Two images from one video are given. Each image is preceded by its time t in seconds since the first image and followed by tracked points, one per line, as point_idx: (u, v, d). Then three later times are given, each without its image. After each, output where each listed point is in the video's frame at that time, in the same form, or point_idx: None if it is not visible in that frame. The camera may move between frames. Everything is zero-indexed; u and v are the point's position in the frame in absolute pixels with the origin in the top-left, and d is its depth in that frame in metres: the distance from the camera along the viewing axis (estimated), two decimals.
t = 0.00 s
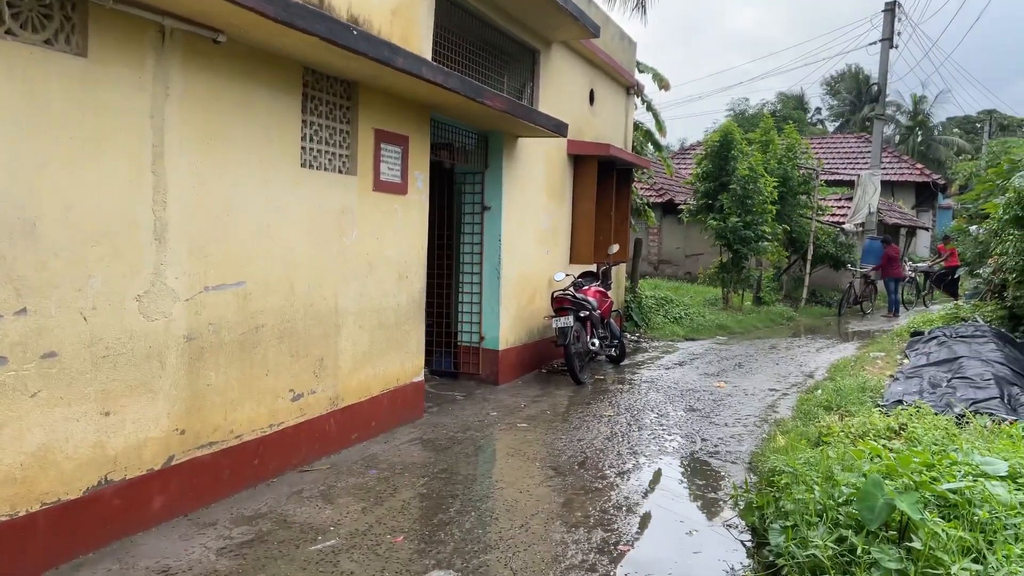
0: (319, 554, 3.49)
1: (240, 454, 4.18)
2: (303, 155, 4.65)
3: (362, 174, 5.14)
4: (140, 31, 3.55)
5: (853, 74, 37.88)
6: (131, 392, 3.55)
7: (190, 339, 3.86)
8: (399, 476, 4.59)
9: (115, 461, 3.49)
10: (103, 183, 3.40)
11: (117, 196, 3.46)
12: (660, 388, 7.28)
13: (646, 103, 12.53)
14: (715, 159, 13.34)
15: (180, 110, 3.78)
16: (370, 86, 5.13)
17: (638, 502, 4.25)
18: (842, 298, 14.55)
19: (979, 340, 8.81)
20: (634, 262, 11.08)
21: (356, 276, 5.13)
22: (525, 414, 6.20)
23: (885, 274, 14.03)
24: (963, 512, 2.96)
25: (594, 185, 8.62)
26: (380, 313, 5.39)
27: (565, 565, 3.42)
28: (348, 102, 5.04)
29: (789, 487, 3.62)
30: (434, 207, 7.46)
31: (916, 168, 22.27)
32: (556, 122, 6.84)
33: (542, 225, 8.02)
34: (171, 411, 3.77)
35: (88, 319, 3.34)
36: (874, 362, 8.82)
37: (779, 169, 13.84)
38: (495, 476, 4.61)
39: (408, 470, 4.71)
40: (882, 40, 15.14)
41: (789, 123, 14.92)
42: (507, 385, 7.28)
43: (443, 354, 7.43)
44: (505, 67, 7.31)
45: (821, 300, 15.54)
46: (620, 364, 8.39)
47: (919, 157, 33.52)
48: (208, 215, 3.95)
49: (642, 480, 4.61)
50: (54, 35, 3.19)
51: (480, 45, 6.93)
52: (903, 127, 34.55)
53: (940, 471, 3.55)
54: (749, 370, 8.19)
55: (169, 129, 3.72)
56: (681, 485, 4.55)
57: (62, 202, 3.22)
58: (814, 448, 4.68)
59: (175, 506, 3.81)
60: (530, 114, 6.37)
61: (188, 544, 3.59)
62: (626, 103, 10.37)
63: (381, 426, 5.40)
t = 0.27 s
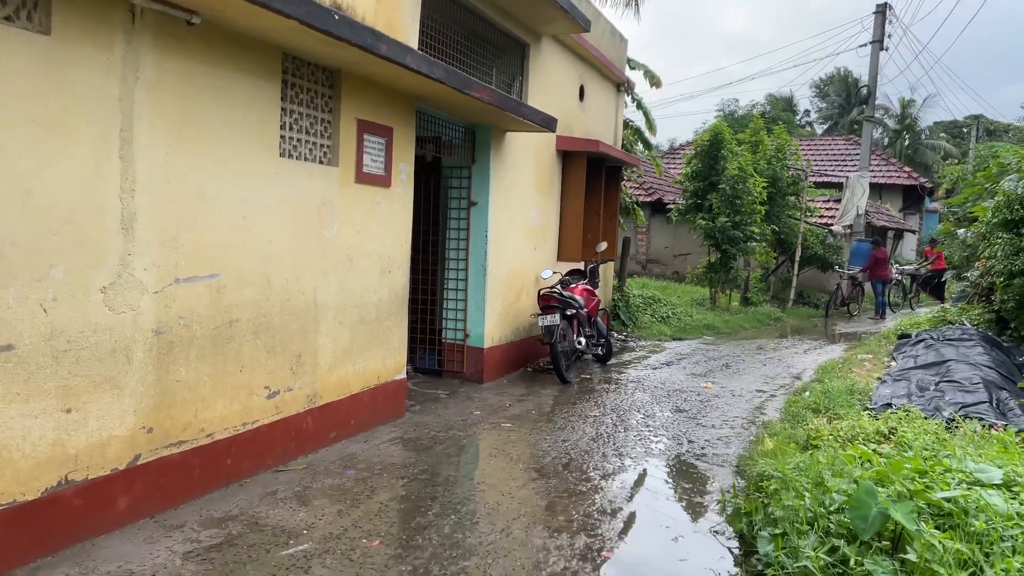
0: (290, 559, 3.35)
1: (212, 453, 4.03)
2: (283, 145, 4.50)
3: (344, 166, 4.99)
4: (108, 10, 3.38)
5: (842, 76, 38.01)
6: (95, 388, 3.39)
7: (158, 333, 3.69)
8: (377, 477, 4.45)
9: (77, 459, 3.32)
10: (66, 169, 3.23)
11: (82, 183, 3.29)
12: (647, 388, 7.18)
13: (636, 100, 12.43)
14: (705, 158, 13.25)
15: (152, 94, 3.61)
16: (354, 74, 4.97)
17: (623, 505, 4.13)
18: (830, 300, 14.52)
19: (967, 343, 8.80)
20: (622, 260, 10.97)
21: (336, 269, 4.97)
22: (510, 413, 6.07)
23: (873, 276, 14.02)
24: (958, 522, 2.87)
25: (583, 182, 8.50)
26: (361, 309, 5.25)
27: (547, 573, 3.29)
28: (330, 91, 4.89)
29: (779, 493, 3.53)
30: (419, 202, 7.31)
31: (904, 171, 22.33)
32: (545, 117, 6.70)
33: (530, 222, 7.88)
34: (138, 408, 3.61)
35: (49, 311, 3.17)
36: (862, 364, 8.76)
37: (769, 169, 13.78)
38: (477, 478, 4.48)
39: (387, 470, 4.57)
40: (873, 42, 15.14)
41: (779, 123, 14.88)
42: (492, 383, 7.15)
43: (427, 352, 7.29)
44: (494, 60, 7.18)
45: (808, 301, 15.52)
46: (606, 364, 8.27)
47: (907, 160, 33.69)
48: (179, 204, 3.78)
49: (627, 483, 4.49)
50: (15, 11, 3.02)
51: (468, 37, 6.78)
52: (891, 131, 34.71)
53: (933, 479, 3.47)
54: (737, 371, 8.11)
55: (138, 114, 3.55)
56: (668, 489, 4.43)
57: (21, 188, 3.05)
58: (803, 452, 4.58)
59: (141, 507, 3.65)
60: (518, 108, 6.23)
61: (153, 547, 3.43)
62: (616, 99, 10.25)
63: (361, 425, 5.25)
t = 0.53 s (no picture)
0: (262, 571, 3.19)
1: (184, 457, 3.86)
2: (263, 137, 4.33)
3: (327, 160, 4.83)
4: None
5: (835, 78, 38.02)
6: (58, 390, 3.21)
7: (127, 333, 3.52)
8: (358, 482, 4.29)
9: (38, 465, 3.14)
10: (28, 158, 3.05)
11: (44, 174, 3.12)
12: (638, 391, 7.05)
13: (629, 98, 12.29)
14: (698, 157, 13.14)
15: (122, 81, 3.44)
16: (338, 65, 4.81)
17: (612, 514, 3.99)
18: (822, 302, 14.44)
19: (960, 347, 8.72)
20: (614, 260, 10.83)
21: (318, 267, 4.81)
22: (497, 416, 5.92)
23: (866, 278, 13.92)
24: (961, 537, 2.74)
25: (574, 180, 8.35)
26: (344, 308, 5.08)
27: None
28: (314, 82, 4.73)
29: (774, 504, 3.40)
30: (407, 198, 7.15)
31: (897, 173, 22.29)
32: (537, 112, 6.56)
33: (520, 220, 7.73)
34: (105, 411, 3.43)
35: (8, 309, 2.99)
36: (856, 367, 8.67)
37: (762, 169, 13.68)
38: (462, 484, 4.33)
39: (368, 476, 4.41)
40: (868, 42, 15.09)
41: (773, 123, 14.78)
42: (480, 384, 7.00)
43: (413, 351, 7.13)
44: (485, 54, 7.02)
45: (800, 303, 15.43)
46: (597, 365, 8.14)
47: (898, 162, 33.76)
48: (151, 197, 3.61)
49: (616, 490, 4.35)
50: None
51: (458, 30, 6.63)
52: (883, 133, 34.73)
53: (933, 490, 3.35)
54: (729, 374, 7.99)
55: (107, 102, 3.37)
56: (658, 496, 4.30)
57: None
58: (797, 459, 4.46)
59: (108, 514, 3.48)
60: (509, 103, 6.08)
61: (118, 557, 3.26)
62: (609, 96, 10.10)
63: (342, 428, 5.09)
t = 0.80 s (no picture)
0: None
1: (158, 459, 3.69)
2: (243, 126, 4.17)
3: (311, 151, 4.67)
4: None
5: (826, 78, 38.05)
6: (22, 390, 3.02)
7: (97, 330, 3.34)
8: (341, 486, 4.14)
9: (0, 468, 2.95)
10: None
11: (8, 161, 2.93)
12: (629, 391, 6.92)
13: (621, 94, 12.17)
14: (690, 155, 13.03)
15: (93, 64, 3.25)
16: (323, 53, 4.65)
17: (603, 520, 3.85)
18: (814, 302, 14.35)
19: (954, 348, 8.65)
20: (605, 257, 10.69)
21: (301, 262, 4.65)
22: (486, 416, 5.78)
23: (858, 278, 13.85)
24: (968, 548, 2.61)
25: (566, 176, 8.22)
26: (328, 304, 4.92)
27: None
28: (297, 70, 4.56)
29: (772, 510, 3.27)
30: (394, 192, 6.98)
31: (888, 173, 22.29)
32: (528, 106, 6.41)
33: (511, 216, 7.59)
34: (74, 411, 3.24)
35: None
36: (849, 367, 8.59)
37: (755, 167, 13.59)
38: (448, 487, 4.18)
39: (351, 479, 4.26)
40: (861, 41, 15.04)
41: (766, 122, 14.70)
42: (468, 383, 6.85)
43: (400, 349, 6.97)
44: (475, 46, 6.87)
45: (792, 303, 15.34)
46: (588, 364, 8.01)
47: (889, 162, 33.83)
48: (124, 187, 3.44)
49: (607, 495, 4.21)
50: None
51: (448, 20, 6.47)
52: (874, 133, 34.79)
53: (937, 496, 3.23)
54: (722, 374, 7.88)
55: (77, 87, 3.19)
56: (651, 501, 4.17)
57: None
58: (794, 463, 4.35)
59: (77, 520, 3.30)
60: (500, 96, 5.93)
61: (86, 566, 3.09)
62: (601, 92, 9.96)
63: (325, 429, 4.93)
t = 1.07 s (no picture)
0: None
1: (134, 459, 3.53)
2: (225, 112, 4.01)
3: (296, 140, 4.50)
4: None
5: (817, 76, 38.10)
6: None
7: (68, 324, 3.17)
8: (325, 486, 4.00)
9: None
10: None
11: None
12: (622, 388, 6.81)
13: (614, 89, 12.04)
14: (683, 151, 12.93)
15: (64, 43, 3.08)
16: (309, 38, 4.49)
17: (597, 522, 3.72)
18: (805, 299, 14.31)
19: (947, 346, 8.60)
20: (597, 253, 10.57)
21: (285, 254, 4.49)
22: (476, 414, 5.64)
23: (849, 275, 13.82)
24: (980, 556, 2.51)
25: (559, 169, 8.08)
26: (313, 299, 4.77)
27: None
28: (282, 55, 4.40)
29: (773, 513, 3.16)
30: (383, 184, 6.83)
31: (879, 171, 22.30)
32: (520, 96, 6.26)
33: (502, 210, 7.45)
34: (43, 409, 3.08)
35: None
36: (842, 365, 8.51)
37: (747, 163, 13.51)
38: (437, 488, 4.05)
39: (337, 478, 4.11)
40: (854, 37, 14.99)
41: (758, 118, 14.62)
42: (458, 380, 6.72)
43: (389, 345, 6.82)
44: (467, 35, 6.71)
45: (783, 299, 15.27)
46: (579, 361, 7.89)
47: (878, 161, 33.92)
48: (97, 173, 3.27)
49: (602, 496, 4.09)
50: None
51: (439, 8, 6.31)
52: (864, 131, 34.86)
53: (943, 500, 3.13)
54: (715, 371, 7.77)
55: (46, 66, 3.02)
56: (646, 502, 4.05)
57: None
58: (792, 464, 4.24)
59: (46, 523, 3.14)
60: (492, 86, 5.79)
61: (55, 572, 2.93)
62: (594, 85, 9.83)
63: (310, 426, 4.78)
